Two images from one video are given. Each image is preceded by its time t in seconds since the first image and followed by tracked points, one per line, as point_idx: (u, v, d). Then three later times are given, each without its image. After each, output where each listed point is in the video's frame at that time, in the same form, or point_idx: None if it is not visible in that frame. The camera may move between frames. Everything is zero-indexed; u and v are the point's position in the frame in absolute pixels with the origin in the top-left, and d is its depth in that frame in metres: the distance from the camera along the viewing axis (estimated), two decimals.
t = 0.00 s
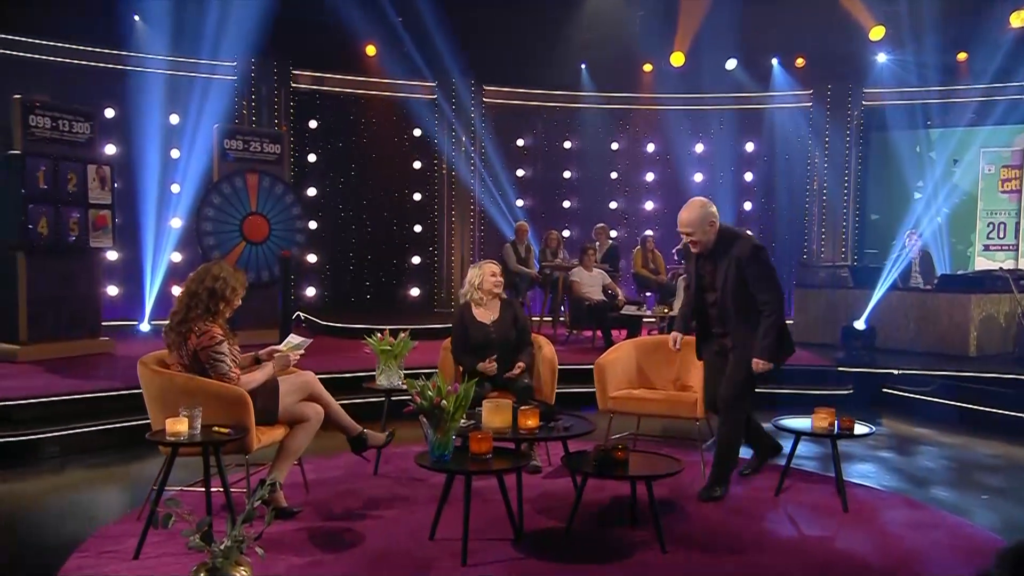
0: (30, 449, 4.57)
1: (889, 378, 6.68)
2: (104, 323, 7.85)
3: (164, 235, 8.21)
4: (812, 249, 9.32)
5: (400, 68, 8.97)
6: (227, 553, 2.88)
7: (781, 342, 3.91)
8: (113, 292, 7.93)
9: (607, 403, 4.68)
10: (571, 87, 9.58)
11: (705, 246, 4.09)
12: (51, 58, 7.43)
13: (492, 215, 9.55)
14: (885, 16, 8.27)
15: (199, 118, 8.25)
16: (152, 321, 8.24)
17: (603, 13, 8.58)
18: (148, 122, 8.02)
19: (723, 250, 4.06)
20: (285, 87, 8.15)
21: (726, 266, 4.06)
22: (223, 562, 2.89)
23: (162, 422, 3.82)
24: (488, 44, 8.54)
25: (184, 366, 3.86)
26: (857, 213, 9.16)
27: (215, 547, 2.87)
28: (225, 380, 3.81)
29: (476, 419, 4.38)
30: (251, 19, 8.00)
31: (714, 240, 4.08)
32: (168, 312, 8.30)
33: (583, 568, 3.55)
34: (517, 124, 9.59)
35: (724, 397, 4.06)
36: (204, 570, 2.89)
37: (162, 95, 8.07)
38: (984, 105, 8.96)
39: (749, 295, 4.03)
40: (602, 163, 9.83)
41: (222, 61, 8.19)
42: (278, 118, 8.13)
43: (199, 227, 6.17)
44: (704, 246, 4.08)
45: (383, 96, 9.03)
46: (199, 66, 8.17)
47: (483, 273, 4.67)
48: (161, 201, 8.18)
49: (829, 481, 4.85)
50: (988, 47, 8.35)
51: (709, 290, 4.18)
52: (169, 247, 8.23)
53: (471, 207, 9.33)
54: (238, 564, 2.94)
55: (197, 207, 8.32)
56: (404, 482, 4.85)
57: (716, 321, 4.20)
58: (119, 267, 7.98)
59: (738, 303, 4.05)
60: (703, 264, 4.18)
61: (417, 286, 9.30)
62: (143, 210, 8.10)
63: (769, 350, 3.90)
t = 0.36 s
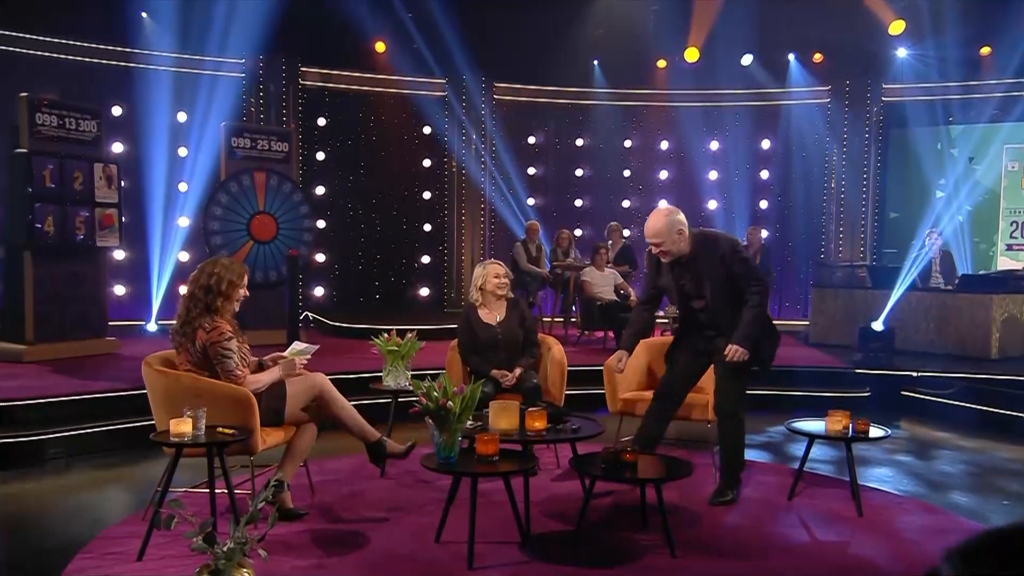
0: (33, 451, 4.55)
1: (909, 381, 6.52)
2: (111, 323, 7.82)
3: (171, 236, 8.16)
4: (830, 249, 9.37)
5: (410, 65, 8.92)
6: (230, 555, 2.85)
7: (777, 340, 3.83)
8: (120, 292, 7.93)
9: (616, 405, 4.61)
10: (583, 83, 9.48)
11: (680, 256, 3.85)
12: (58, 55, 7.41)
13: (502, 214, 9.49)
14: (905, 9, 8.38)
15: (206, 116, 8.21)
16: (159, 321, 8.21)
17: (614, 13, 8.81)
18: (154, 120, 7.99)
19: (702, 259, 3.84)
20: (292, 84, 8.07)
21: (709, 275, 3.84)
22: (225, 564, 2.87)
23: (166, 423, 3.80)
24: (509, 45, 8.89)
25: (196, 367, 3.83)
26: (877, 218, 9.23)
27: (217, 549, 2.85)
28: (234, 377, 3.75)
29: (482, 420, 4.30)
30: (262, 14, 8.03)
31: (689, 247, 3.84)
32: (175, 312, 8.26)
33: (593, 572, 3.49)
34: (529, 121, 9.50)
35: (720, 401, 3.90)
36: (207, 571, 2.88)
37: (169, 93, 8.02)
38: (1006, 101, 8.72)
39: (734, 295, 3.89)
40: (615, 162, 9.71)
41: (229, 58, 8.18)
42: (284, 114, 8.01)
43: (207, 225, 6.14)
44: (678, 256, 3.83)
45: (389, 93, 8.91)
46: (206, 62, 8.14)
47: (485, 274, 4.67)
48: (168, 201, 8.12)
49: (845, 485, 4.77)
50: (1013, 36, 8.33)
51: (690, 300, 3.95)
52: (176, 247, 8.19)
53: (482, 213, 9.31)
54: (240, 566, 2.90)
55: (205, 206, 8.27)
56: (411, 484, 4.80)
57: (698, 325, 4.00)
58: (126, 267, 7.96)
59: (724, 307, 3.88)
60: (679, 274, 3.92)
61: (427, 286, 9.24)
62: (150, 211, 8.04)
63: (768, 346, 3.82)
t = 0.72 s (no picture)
0: (39, 449, 4.53)
1: (928, 381, 6.39)
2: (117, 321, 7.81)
3: (178, 233, 8.13)
4: (848, 246, 9.19)
5: (420, 60, 8.86)
6: (236, 555, 2.84)
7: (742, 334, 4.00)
8: (126, 289, 7.91)
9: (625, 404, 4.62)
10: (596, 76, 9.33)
11: (637, 288, 3.84)
12: (65, 50, 7.40)
13: (513, 211, 9.42)
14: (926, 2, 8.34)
15: (212, 112, 8.19)
16: (166, 319, 8.20)
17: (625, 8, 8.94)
18: (160, 115, 7.94)
19: (663, 282, 3.86)
20: (302, 79, 8.25)
21: (670, 293, 3.89)
22: (230, 563, 2.86)
23: (170, 422, 3.83)
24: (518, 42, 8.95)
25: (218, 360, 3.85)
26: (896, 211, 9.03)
27: (223, 548, 2.84)
28: (247, 373, 3.76)
29: (491, 419, 4.22)
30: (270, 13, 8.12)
31: (641, 278, 3.83)
32: (183, 310, 8.25)
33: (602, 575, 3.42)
34: (540, 117, 9.40)
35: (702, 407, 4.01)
36: (210, 571, 2.86)
37: (175, 89, 7.98)
38: None
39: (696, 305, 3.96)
40: (628, 157, 9.58)
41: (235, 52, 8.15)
42: (292, 110, 8.23)
43: (214, 223, 6.13)
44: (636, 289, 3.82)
45: (397, 89, 8.82)
46: (212, 57, 8.11)
47: (492, 274, 4.61)
48: (174, 199, 8.07)
49: (861, 486, 4.66)
50: None
51: (653, 323, 3.99)
52: (183, 244, 8.18)
53: (492, 207, 9.27)
54: (246, 566, 2.87)
55: (211, 202, 8.24)
56: (418, 484, 4.74)
57: (656, 337, 4.08)
58: (132, 264, 7.95)
59: (685, 321, 3.97)
60: (639, 303, 3.93)
61: (436, 283, 9.19)
62: (156, 207, 8.00)
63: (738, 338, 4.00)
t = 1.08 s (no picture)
0: (43, 447, 4.50)
1: (947, 380, 6.25)
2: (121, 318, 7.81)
3: (183, 229, 8.10)
4: (865, 241, 9.01)
5: (427, 52, 8.71)
6: (238, 555, 2.72)
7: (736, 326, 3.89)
8: (130, 286, 7.89)
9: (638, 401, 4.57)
10: (607, 69, 9.25)
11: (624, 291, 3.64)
12: (67, 44, 7.37)
13: (523, 207, 9.33)
14: None
15: (216, 107, 8.17)
16: (171, 316, 8.17)
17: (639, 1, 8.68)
18: (163, 111, 7.91)
19: (655, 285, 3.69)
20: (308, 72, 8.11)
21: (664, 294, 3.73)
22: (232, 564, 2.73)
23: (172, 419, 3.78)
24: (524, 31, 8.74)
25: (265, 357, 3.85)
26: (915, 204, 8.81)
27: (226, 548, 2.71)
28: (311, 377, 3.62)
29: (500, 418, 4.12)
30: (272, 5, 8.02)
31: (625, 282, 3.62)
32: (188, 307, 8.22)
33: None
34: (550, 111, 9.31)
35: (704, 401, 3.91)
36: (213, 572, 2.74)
37: (179, 84, 7.95)
38: None
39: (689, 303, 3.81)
40: (639, 151, 9.49)
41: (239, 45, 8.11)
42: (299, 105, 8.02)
43: (219, 218, 6.11)
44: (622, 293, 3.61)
45: (407, 81, 8.76)
46: (216, 51, 8.07)
47: (500, 268, 4.49)
48: (178, 195, 8.06)
49: (879, 486, 4.54)
50: None
51: (643, 325, 3.83)
52: (188, 241, 8.14)
53: (502, 203, 9.16)
54: (249, 567, 2.75)
55: (215, 198, 8.21)
56: (425, 484, 4.66)
57: (651, 336, 3.97)
58: (137, 260, 7.92)
59: (676, 320, 3.83)
60: (627, 307, 3.75)
61: (444, 280, 9.11)
62: (161, 204, 7.97)
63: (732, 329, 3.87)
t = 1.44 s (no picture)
0: (40, 445, 4.44)
1: (964, 377, 6.11)
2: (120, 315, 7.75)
3: (183, 224, 8.04)
4: (878, 235, 8.89)
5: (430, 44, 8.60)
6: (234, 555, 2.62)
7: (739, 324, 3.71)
8: (130, 283, 7.83)
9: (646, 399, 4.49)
10: (614, 62, 9.14)
11: (621, 275, 3.56)
12: (63, 37, 7.31)
13: (528, 201, 9.23)
14: None
15: (217, 101, 8.11)
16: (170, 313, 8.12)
17: None
18: (162, 105, 7.85)
19: (644, 268, 3.58)
20: (309, 64, 8.00)
21: (654, 281, 3.61)
22: (230, 565, 2.64)
23: (170, 417, 3.67)
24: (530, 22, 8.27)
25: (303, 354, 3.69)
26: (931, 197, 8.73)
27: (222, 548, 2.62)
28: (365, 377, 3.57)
29: (504, 416, 4.05)
30: None
31: (622, 265, 3.54)
32: (189, 304, 8.18)
33: None
34: (556, 103, 9.22)
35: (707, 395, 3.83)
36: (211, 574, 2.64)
37: (179, 78, 7.90)
38: None
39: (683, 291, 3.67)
40: (647, 145, 9.38)
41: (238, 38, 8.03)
42: (300, 100, 7.97)
43: (219, 214, 6.04)
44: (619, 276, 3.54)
45: (411, 75, 8.72)
46: (215, 43, 8.01)
47: (507, 263, 4.44)
48: (178, 189, 8.00)
49: (892, 486, 4.43)
50: None
51: (638, 314, 3.72)
52: (188, 236, 8.09)
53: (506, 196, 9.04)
54: (248, 568, 2.65)
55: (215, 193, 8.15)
56: (428, 483, 4.57)
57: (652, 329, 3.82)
58: (137, 257, 7.87)
59: (674, 311, 3.71)
60: (622, 293, 3.67)
61: (449, 276, 9.03)
62: (160, 199, 7.92)
63: (728, 331, 3.66)
